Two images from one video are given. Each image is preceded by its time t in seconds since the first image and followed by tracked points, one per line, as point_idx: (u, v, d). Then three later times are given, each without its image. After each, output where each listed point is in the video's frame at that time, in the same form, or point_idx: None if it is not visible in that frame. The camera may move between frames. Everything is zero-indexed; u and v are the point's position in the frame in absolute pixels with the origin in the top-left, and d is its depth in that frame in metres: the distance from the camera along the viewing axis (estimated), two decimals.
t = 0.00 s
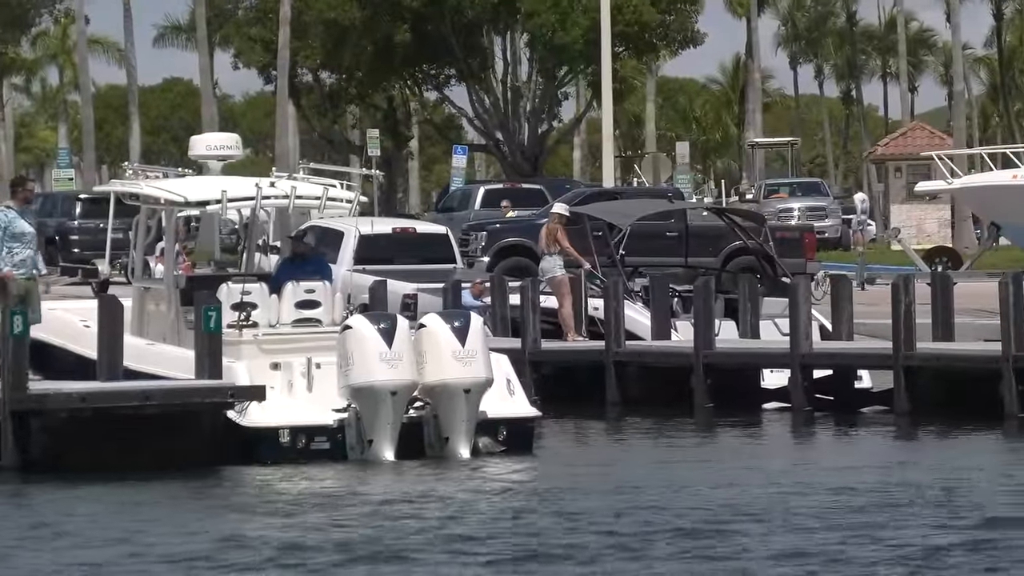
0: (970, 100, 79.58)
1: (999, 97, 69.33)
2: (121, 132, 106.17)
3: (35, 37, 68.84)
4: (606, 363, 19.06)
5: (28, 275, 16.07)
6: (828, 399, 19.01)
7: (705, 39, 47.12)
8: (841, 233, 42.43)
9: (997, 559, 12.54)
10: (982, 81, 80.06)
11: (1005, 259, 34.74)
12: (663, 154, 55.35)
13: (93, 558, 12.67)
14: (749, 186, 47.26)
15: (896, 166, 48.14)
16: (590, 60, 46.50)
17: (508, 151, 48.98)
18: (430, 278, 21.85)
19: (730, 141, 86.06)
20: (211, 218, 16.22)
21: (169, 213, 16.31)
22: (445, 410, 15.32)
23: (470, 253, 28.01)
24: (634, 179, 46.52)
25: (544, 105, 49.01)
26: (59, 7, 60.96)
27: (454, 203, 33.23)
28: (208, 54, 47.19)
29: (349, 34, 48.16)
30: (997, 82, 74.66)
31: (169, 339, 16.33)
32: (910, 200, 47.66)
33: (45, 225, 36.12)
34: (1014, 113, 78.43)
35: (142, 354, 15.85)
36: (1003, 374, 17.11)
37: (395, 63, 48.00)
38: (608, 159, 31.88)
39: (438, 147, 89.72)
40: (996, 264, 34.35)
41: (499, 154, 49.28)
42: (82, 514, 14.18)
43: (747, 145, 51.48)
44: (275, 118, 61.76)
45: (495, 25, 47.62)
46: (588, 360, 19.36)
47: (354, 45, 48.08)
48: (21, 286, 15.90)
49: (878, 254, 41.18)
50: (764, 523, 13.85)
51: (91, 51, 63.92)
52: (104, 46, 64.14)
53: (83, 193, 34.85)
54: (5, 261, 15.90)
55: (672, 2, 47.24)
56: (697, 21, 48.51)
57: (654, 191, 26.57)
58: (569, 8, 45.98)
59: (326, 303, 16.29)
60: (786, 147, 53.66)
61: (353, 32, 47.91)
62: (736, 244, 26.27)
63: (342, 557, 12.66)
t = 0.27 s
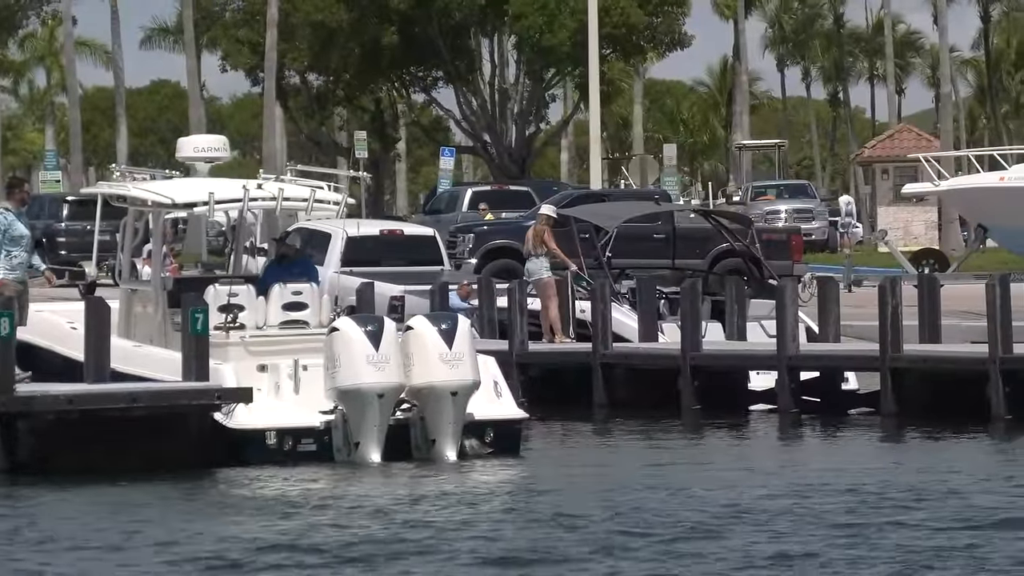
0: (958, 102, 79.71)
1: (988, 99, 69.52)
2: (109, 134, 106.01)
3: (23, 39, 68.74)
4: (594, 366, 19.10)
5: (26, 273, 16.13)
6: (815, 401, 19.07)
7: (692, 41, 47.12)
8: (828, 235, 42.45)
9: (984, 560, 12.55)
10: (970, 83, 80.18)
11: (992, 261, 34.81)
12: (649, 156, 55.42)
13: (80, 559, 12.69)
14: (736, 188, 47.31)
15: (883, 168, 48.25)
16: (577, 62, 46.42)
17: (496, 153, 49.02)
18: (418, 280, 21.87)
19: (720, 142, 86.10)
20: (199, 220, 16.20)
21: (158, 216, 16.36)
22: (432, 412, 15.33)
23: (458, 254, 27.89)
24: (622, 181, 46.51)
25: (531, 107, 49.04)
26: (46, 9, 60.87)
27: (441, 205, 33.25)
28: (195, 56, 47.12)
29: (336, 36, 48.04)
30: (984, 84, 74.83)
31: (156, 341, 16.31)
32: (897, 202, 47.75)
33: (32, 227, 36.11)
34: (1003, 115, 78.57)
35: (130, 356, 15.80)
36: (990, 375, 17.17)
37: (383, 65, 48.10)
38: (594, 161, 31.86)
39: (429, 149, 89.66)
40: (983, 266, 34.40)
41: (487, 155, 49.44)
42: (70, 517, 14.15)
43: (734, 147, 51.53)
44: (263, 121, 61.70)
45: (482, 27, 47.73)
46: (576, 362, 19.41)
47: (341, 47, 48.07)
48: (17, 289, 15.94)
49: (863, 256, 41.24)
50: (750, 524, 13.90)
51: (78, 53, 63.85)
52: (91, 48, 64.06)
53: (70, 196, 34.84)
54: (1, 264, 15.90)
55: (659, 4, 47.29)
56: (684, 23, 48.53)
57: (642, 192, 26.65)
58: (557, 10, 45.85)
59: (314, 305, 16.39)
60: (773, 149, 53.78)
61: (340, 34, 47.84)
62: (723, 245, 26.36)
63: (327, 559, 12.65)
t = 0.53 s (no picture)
0: (947, 104, 79.86)
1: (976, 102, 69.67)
2: (98, 136, 105.97)
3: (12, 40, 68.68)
4: (583, 368, 19.12)
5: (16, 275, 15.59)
6: (803, 403, 19.09)
7: (680, 43, 47.15)
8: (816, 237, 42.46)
9: (972, 560, 12.55)
10: (958, 86, 80.33)
11: (981, 263, 34.86)
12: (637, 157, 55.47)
13: (68, 560, 12.68)
14: (724, 190, 47.36)
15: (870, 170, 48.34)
16: (565, 63, 46.39)
17: (483, 155, 49.08)
18: (407, 283, 21.92)
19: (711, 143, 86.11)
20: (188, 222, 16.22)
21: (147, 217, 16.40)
22: (420, 415, 15.31)
23: (446, 257, 28.00)
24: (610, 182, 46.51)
25: (519, 109, 49.09)
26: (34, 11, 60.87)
27: (429, 207, 33.25)
28: (182, 58, 47.10)
29: (325, 38, 48.15)
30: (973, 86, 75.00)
31: (144, 343, 16.36)
32: (884, 204, 47.85)
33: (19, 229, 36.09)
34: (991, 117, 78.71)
35: (118, 357, 15.85)
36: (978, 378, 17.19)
37: (371, 66, 48.18)
38: (582, 163, 31.86)
39: (419, 151, 89.65)
40: (971, 268, 34.45)
41: (474, 157, 49.52)
42: (57, 518, 14.12)
43: (721, 149, 51.58)
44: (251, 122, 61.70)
45: (470, 28, 47.84)
46: (565, 363, 19.44)
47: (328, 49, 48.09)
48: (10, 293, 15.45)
49: (851, 258, 41.27)
50: (738, 526, 13.90)
51: (67, 55, 63.83)
52: (79, 49, 64.01)
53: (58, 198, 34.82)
54: None
55: (648, 6, 47.36)
56: (672, 25, 48.57)
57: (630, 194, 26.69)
58: (546, 12, 45.73)
59: (302, 307, 16.33)
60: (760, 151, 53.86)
61: (329, 36, 48.07)
62: (711, 247, 26.42)
63: (315, 561, 12.64)
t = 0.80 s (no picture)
0: (937, 105, 80.01)
1: (967, 103, 69.78)
2: (90, 137, 105.92)
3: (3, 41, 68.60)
4: (573, 368, 19.14)
5: (9, 277, 15.46)
6: (794, 404, 19.10)
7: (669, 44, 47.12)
8: (806, 238, 42.47)
9: (962, 561, 12.54)
10: (949, 87, 80.47)
11: (972, 264, 34.88)
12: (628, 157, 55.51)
13: (58, 561, 12.68)
14: (714, 191, 47.35)
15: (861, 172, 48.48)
16: (555, 64, 46.36)
17: (473, 155, 49.10)
18: (396, 284, 22.05)
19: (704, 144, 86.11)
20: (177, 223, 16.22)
21: (136, 218, 16.32)
22: (410, 416, 15.31)
23: (437, 257, 28.33)
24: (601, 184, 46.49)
25: (509, 110, 49.07)
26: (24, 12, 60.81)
27: (420, 208, 33.25)
28: (171, 59, 47.05)
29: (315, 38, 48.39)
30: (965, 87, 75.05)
31: (134, 343, 16.34)
32: (873, 205, 47.93)
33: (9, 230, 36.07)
34: (981, 118, 78.83)
35: (108, 357, 15.84)
36: (969, 379, 17.20)
37: (360, 67, 48.16)
38: (573, 164, 31.82)
39: (412, 152, 89.67)
40: (962, 269, 34.46)
41: (465, 157, 49.60)
42: (46, 520, 14.09)
43: (711, 150, 51.63)
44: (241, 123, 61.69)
45: (460, 29, 47.90)
46: (555, 364, 19.46)
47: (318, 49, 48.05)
48: None
49: (841, 259, 41.29)
50: (730, 526, 13.90)
51: (56, 55, 63.76)
52: (69, 51, 63.98)
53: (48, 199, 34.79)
54: None
55: (638, 6, 47.37)
56: (662, 25, 48.57)
57: (620, 196, 26.71)
58: (535, 12, 45.69)
59: (292, 308, 16.39)
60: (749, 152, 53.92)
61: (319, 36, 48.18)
62: (702, 248, 26.45)
63: (305, 562, 12.62)
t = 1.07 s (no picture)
0: (936, 106, 80.02)
1: (966, 104, 69.78)
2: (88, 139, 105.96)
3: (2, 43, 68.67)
4: (571, 369, 19.13)
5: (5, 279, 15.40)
6: (793, 405, 19.11)
7: (668, 45, 47.14)
8: (805, 239, 42.46)
9: (958, 561, 12.54)
10: (947, 88, 80.48)
11: (972, 266, 34.90)
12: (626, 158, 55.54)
13: (58, 562, 12.68)
14: (712, 192, 47.36)
15: (860, 172, 48.52)
16: (554, 65, 46.32)
17: (472, 156, 49.10)
18: (395, 285, 22.01)
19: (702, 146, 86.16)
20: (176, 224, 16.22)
21: (135, 219, 16.29)
22: (408, 418, 15.32)
23: (435, 259, 28.23)
24: (600, 185, 46.48)
25: (508, 112, 49.05)
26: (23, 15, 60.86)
27: (419, 209, 33.27)
28: (170, 61, 47.03)
29: (313, 40, 48.52)
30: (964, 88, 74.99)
31: (133, 345, 16.35)
32: (871, 206, 47.95)
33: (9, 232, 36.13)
34: (980, 118, 78.83)
35: (107, 359, 15.84)
36: (967, 380, 17.19)
37: (359, 69, 48.15)
38: (571, 165, 31.81)
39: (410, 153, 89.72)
40: (960, 270, 34.47)
41: (463, 159, 49.64)
42: (44, 521, 14.10)
43: (710, 152, 51.62)
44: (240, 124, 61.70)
45: (459, 30, 47.93)
46: (554, 365, 19.47)
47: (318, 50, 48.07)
48: None
49: (839, 260, 41.34)
50: (730, 527, 13.90)
51: (55, 57, 63.82)
52: (68, 52, 63.98)
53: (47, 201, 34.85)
54: None
55: (637, 8, 47.33)
56: (661, 27, 48.56)
57: (619, 197, 26.71)
58: (533, 13, 45.64)
59: (291, 309, 16.37)
60: (748, 153, 53.93)
61: (317, 38, 48.21)
62: (700, 250, 26.45)
63: (302, 563, 12.63)
